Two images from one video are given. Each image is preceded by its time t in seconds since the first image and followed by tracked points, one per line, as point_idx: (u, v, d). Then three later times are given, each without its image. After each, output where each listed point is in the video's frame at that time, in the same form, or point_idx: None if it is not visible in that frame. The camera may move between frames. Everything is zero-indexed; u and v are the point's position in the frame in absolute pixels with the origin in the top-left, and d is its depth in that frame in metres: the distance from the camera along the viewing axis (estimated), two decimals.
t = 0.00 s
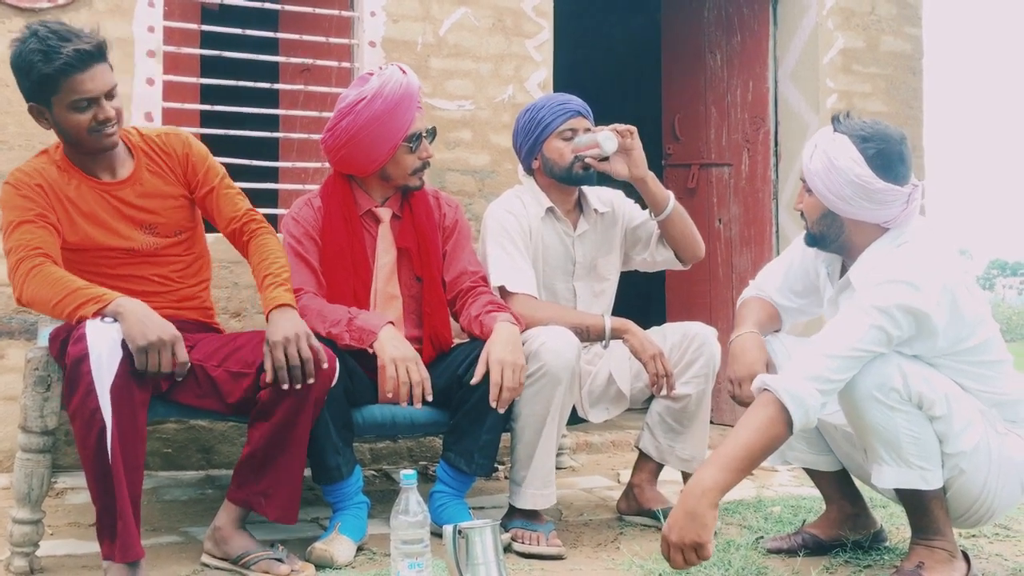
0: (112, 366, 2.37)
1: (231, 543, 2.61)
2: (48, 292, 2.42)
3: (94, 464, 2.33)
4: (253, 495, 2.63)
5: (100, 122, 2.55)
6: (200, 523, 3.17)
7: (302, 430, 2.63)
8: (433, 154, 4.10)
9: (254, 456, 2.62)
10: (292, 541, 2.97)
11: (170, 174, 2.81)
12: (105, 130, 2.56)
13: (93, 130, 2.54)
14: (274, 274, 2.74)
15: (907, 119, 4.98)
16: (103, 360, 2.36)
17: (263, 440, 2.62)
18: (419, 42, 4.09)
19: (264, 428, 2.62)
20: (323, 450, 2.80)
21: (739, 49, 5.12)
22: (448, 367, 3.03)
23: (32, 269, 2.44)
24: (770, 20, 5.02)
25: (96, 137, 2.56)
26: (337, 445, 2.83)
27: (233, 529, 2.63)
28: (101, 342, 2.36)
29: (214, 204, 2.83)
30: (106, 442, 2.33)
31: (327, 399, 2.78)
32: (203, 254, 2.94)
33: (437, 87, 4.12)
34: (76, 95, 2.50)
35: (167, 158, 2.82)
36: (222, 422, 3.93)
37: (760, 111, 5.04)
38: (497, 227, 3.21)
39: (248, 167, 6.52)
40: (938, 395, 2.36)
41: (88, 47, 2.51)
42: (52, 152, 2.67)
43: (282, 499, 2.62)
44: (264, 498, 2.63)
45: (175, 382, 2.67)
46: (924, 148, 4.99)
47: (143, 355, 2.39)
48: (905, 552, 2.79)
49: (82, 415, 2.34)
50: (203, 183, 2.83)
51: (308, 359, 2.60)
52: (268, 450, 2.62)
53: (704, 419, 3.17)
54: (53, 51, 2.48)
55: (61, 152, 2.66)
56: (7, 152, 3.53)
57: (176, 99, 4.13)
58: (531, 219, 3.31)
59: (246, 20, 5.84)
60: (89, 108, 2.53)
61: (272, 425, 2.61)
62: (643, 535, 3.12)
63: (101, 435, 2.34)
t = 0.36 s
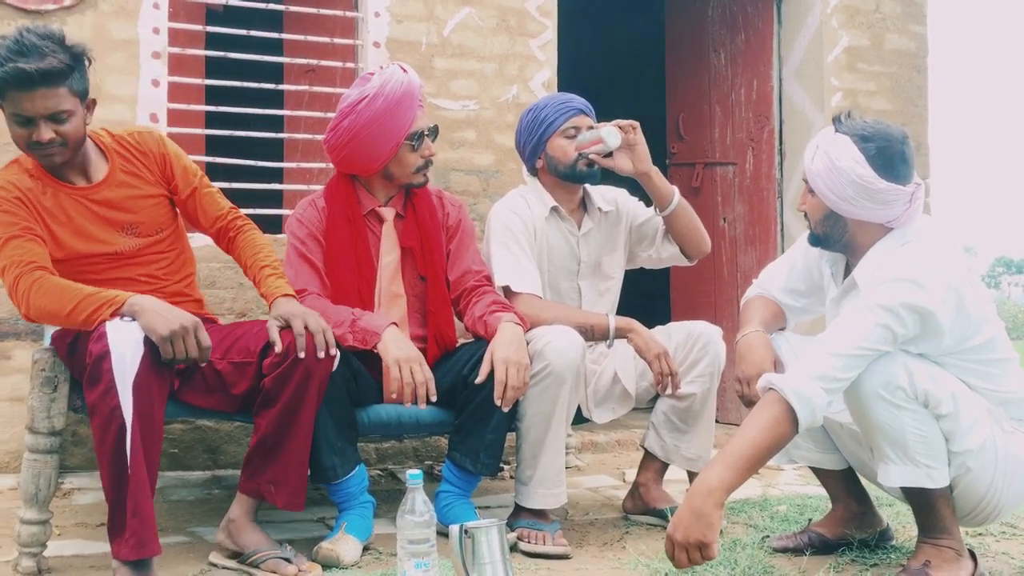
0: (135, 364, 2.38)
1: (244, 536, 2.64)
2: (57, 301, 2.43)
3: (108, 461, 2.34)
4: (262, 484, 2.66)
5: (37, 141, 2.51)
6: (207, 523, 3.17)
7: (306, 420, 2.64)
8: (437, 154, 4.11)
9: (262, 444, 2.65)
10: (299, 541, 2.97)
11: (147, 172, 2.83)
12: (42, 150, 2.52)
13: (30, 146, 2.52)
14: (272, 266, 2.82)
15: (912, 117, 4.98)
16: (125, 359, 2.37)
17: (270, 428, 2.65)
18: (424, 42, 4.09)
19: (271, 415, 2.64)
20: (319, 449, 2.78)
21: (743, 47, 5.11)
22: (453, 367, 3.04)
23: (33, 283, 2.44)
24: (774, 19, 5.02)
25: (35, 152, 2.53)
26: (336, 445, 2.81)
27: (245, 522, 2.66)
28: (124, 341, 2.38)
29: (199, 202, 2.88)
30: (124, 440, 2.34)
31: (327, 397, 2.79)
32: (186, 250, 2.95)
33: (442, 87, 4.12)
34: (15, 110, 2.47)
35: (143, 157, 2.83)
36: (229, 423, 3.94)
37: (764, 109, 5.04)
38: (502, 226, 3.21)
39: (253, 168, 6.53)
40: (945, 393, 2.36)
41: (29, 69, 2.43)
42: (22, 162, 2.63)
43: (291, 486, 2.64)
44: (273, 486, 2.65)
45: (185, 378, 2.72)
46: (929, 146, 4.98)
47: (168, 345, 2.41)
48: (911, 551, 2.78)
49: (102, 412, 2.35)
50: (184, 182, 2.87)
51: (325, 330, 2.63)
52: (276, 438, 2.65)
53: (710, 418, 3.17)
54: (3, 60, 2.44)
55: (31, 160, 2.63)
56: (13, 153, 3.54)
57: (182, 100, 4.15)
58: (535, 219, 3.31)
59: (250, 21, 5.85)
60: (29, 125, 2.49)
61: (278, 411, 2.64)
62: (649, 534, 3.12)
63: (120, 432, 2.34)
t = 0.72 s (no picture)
0: (137, 365, 2.37)
1: (252, 550, 2.55)
2: (61, 302, 2.41)
3: (110, 464, 2.32)
4: (265, 497, 2.59)
5: (104, 142, 2.51)
6: (207, 522, 3.17)
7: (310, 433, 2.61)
8: (436, 152, 4.10)
9: (267, 452, 2.60)
10: (299, 539, 2.97)
11: (188, 175, 2.83)
12: (108, 149, 2.53)
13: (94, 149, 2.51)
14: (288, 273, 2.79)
15: (911, 114, 4.97)
16: (129, 361, 2.35)
17: (276, 436, 2.60)
18: (423, 40, 4.09)
19: (277, 422, 2.60)
20: (329, 448, 2.80)
21: (743, 45, 5.11)
22: (453, 365, 3.03)
23: (43, 282, 2.42)
24: (773, 16, 5.01)
25: (100, 153, 2.55)
26: (344, 444, 2.82)
27: (252, 536, 2.58)
28: (127, 343, 2.37)
29: (235, 210, 2.88)
30: (129, 444, 2.32)
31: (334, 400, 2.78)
32: (215, 256, 2.94)
33: (440, 85, 4.12)
34: (80, 116, 2.46)
35: (186, 158, 2.84)
36: (228, 422, 3.94)
37: (763, 107, 5.03)
38: (501, 225, 3.21)
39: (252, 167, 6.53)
40: (944, 390, 2.36)
41: (95, 70, 2.42)
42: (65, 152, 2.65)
43: (297, 495, 2.59)
44: (276, 499, 2.59)
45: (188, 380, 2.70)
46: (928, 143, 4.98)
47: (165, 354, 2.41)
48: (911, 548, 2.79)
49: (105, 416, 2.33)
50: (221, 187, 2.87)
51: (334, 341, 2.62)
52: (282, 445, 2.60)
53: (710, 416, 3.16)
54: (60, 68, 2.42)
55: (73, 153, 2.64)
56: (12, 152, 3.54)
57: (180, 99, 4.14)
58: (535, 216, 3.31)
59: (248, 20, 5.85)
60: (93, 128, 2.49)
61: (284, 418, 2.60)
62: (649, 531, 3.12)
63: (122, 436, 2.32)
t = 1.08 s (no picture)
0: (135, 370, 2.35)
1: (243, 549, 2.55)
2: (68, 287, 2.39)
3: (102, 467, 2.31)
4: (264, 495, 2.59)
5: (222, 144, 2.55)
6: (197, 521, 3.16)
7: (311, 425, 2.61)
8: (428, 150, 4.10)
9: (263, 452, 2.59)
10: (291, 538, 2.96)
11: (239, 208, 2.76)
12: (222, 154, 2.57)
13: (212, 150, 2.54)
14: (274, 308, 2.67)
15: (901, 114, 4.99)
16: (127, 364, 2.33)
17: (271, 436, 2.59)
18: (414, 38, 4.08)
19: (272, 423, 2.59)
20: (323, 447, 2.80)
21: (734, 44, 5.12)
22: (444, 363, 3.03)
23: (57, 261, 2.40)
24: (764, 15, 5.02)
25: (211, 157, 2.56)
26: (339, 442, 2.83)
27: (243, 534, 2.57)
28: (124, 348, 2.34)
29: (264, 252, 2.79)
30: (123, 449, 2.31)
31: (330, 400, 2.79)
32: (234, 278, 2.89)
33: (432, 83, 4.11)
34: (212, 113, 2.51)
35: (244, 189, 2.76)
36: (219, 420, 3.93)
37: (754, 106, 5.05)
38: (493, 224, 3.21)
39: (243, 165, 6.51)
40: (935, 388, 2.37)
41: (242, 72, 2.53)
42: (144, 143, 2.64)
43: (294, 495, 2.58)
44: (274, 498, 2.58)
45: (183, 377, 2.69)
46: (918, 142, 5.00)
47: (171, 365, 2.38)
48: (901, 546, 2.80)
49: (100, 419, 2.32)
50: (264, 223, 2.79)
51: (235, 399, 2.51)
52: (277, 445, 2.59)
53: (702, 414, 3.17)
54: (207, 65, 2.48)
55: (151, 144, 2.64)
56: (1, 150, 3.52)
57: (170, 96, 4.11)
58: (527, 215, 3.31)
59: (240, 17, 5.83)
60: (217, 128, 2.54)
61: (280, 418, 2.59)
62: (640, 530, 3.12)
63: (117, 441, 2.31)
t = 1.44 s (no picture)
0: (127, 369, 2.34)
1: (235, 549, 2.54)
2: (61, 283, 2.37)
3: (93, 467, 2.30)
4: (256, 496, 2.57)
5: (258, 152, 2.56)
6: (190, 520, 3.15)
7: (307, 427, 2.61)
8: (421, 149, 4.09)
9: (257, 453, 2.58)
10: (283, 537, 2.96)
11: (247, 211, 2.76)
12: (257, 162, 2.57)
13: (248, 157, 2.55)
14: (269, 309, 2.66)
15: (894, 113, 5.00)
16: (119, 363, 2.32)
17: (266, 437, 2.58)
18: (407, 36, 4.07)
19: (267, 424, 2.59)
20: (317, 447, 2.80)
21: (727, 43, 5.13)
22: (438, 362, 3.02)
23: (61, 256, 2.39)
24: (757, 14, 5.03)
25: (245, 164, 2.56)
26: (333, 441, 2.83)
27: (236, 534, 2.56)
28: (115, 346, 2.33)
29: (267, 256, 2.78)
30: (115, 449, 2.30)
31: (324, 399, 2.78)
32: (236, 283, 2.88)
33: (425, 82, 4.10)
34: (252, 121, 2.51)
35: (257, 194, 2.76)
36: (211, 419, 3.92)
37: (748, 105, 5.05)
38: (486, 224, 3.21)
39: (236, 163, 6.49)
40: (927, 386, 2.38)
41: (285, 82, 2.55)
42: (165, 145, 2.63)
43: (287, 496, 2.57)
44: (266, 499, 2.57)
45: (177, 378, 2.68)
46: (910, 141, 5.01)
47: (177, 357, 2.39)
48: (894, 545, 2.80)
49: (91, 419, 2.31)
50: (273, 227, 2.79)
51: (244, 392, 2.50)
52: (271, 446, 2.58)
53: (695, 413, 3.19)
54: (254, 74, 2.49)
55: (172, 147, 2.63)
56: None
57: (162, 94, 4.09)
58: (520, 213, 3.30)
59: (233, 15, 5.82)
60: (255, 136, 2.54)
61: (278, 417, 2.58)
62: (634, 528, 3.12)
63: (109, 441, 2.30)
